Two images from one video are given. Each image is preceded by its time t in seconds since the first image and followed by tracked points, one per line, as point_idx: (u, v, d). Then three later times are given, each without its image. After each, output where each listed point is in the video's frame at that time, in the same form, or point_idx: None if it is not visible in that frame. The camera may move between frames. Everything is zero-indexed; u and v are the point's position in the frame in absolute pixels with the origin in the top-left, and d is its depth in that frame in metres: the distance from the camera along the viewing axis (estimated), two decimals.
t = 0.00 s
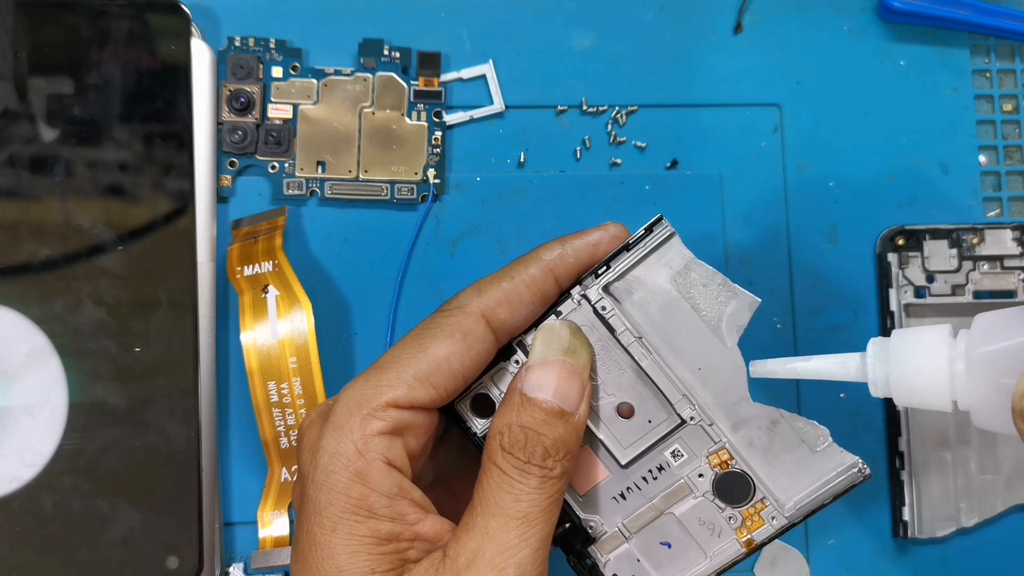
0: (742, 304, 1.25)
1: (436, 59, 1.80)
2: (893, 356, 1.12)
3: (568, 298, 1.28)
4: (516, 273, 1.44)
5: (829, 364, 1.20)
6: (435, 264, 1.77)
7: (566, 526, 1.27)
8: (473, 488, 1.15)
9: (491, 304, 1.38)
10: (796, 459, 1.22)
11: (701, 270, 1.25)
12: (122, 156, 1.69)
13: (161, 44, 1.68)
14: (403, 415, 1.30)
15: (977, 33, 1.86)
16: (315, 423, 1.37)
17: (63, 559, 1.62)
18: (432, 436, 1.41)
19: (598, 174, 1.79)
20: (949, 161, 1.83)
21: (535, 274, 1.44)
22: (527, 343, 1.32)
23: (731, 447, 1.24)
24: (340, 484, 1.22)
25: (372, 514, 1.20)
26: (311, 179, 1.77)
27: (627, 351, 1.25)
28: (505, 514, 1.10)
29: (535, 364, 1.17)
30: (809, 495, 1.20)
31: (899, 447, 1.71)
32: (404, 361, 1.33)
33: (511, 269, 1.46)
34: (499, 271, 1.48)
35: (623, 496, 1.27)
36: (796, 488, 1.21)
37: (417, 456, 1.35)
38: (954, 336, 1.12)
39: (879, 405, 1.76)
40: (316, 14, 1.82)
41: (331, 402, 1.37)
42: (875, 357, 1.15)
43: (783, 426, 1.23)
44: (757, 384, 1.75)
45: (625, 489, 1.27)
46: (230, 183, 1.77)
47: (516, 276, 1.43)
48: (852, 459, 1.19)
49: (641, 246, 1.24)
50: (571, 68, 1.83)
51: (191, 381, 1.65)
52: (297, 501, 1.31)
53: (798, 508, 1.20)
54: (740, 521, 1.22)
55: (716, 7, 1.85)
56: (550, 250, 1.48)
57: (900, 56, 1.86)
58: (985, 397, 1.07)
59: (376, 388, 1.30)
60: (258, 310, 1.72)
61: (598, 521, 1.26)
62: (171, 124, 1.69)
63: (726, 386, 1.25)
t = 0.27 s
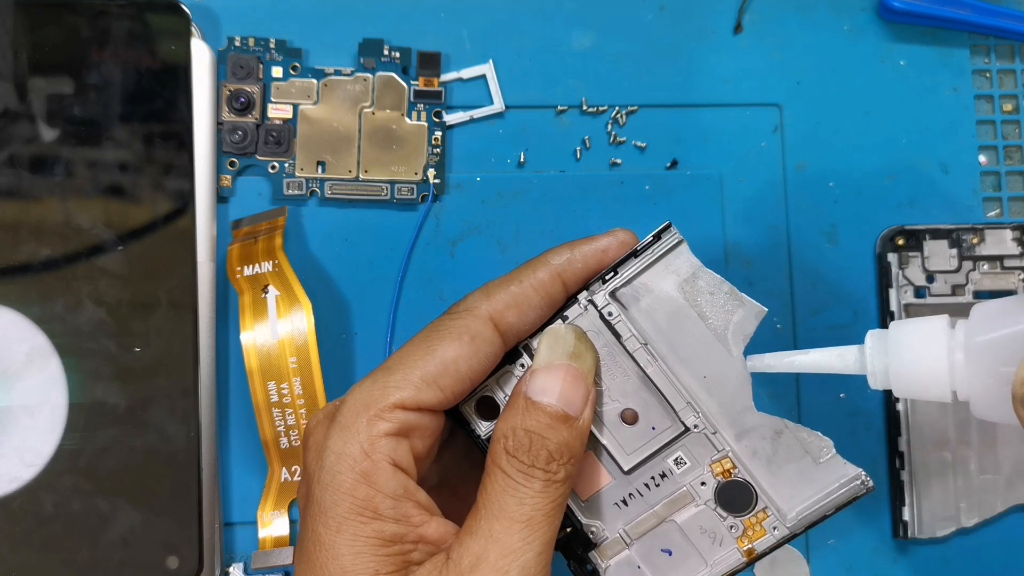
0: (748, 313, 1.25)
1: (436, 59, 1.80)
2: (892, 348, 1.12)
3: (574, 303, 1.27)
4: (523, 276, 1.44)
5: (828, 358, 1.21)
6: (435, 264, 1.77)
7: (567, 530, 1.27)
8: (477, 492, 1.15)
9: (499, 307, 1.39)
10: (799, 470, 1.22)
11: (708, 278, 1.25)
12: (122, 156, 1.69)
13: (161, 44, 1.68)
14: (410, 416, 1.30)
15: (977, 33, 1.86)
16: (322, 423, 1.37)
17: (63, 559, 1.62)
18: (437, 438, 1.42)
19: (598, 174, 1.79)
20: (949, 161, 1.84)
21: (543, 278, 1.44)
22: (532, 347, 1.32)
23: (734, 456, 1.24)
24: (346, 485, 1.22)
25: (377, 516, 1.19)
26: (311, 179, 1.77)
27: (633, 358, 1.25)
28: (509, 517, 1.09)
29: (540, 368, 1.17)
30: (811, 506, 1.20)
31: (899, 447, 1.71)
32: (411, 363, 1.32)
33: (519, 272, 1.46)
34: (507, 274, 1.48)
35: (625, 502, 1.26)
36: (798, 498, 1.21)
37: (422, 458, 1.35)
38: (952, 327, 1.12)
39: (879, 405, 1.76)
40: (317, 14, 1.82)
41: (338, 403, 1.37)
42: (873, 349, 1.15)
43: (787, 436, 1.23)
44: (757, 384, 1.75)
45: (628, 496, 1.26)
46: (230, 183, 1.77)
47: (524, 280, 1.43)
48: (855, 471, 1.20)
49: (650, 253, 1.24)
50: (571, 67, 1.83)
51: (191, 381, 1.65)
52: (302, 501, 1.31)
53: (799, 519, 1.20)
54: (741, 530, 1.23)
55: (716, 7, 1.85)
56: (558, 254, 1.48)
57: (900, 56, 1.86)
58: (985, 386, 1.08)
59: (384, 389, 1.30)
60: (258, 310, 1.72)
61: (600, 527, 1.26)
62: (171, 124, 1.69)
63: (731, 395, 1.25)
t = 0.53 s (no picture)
0: (748, 322, 1.25)
1: (436, 59, 1.80)
2: (887, 351, 1.12)
3: (574, 305, 1.28)
4: (523, 278, 1.44)
5: (822, 362, 1.22)
6: (434, 264, 1.77)
7: (560, 532, 1.27)
8: (474, 493, 1.15)
9: (498, 309, 1.39)
10: (792, 480, 1.22)
11: (709, 286, 1.25)
12: (122, 156, 1.69)
13: (161, 44, 1.68)
14: (408, 418, 1.29)
15: (977, 33, 1.86)
16: (320, 425, 1.38)
17: (63, 559, 1.62)
18: (436, 441, 1.41)
19: (598, 174, 1.79)
20: (949, 161, 1.83)
21: (542, 280, 1.44)
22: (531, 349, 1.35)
23: (728, 464, 1.24)
24: (344, 486, 1.22)
25: (375, 517, 1.20)
26: (311, 179, 1.77)
27: (630, 363, 1.25)
28: (506, 518, 1.10)
29: (536, 368, 1.17)
30: (802, 516, 1.20)
31: (899, 447, 1.71)
32: (409, 365, 1.32)
33: (519, 274, 1.46)
34: (506, 277, 1.48)
35: (618, 506, 1.26)
36: (790, 508, 1.21)
37: (421, 459, 1.35)
38: (947, 330, 1.12)
39: (879, 405, 1.76)
40: (317, 14, 1.82)
41: (336, 404, 1.37)
42: (869, 352, 1.16)
43: (781, 446, 1.23)
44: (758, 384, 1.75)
45: (621, 500, 1.26)
46: (230, 183, 1.77)
47: (523, 282, 1.43)
48: (847, 484, 1.20)
49: (651, 259, 1.25)
50: (571, 67, 1.83)
51: (191, 381, 1.65)
52: (301, 502, 1.31)
53: (791, 529, 1.20)
54: (733, 539, 1.23)
55: (716, 7, 1.85)
56: (558, 257, 1.48)
57: (900, 56, 1.86)
58: (980, 388, 1.07)
59: (383, 390, 1.30)
60: (258, 310, 1.72)
61: (592, 530, 1.26)
62: (171, 124, 1.69)
63: (728, 402, 1.25)
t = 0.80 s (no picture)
0: (746, 317, 1.25)
1: (436, 59, 1.80)
2: (892, 366, 1.12)
3: (573, 301, 1.28)
4: (522, 274, 1.44)
5: (827, 378, 1.20)
6: (434, 264, 1.77)
7: (560, 529, 1.27)
8: (473, 489, 1.15)
9: (497, 305, 1.39)
10: (793, 474, 1.23)
11: (708, 280, 1.25)
12: (122, 157, 1.69)
13: (161, 44, 1.68)
14: (408, 414, 1.30)
15: (977, 33, 1.86)
16: (319, 422, 1.37)
17: (63, 559, 1.62)
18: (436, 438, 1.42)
19: (598, 174, 1.79)
20: (949, 161, 1.83)
21: (541, 277, 1.44)
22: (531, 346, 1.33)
23: (729, 458, 1.24)
24: (344, 483, 1.22)
25: (376, 514, 1.20)
26: (311, 179, 1.77)
27: (629, 358, 1.25)
28: (507, 514, 1.10)
29: (535, 364, 1.16)
30: (803, 511, 1.20)
31: (899, 447, 1.71)
32: (409, 361, 1.32)
33: (517, 270, 1.46)
34: (505, 273, 1.48)
35: (618, 502, 1.26)
36: (790, 502, 1.22)
37: (421, 455, 1.35)
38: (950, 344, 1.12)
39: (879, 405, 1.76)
40: (317, 14, 1.82)
41: (335, 401, 1.37)
42: (872, 367, 1.15)
43: (782, 440, 1.24)
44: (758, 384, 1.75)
45: (621, 495, 1.26)
46: (230, 183, 1.77)
47: (522, 278, 1.43)
48: (848, 476, 1.20)
49: (650, 254, 1.25)
50: (571, 67, 1.83)
51: (191, 381, 1.65)
52: (301, 500, 1.31)
53: (792, 523, 1.20)
54: (733, 533, 1.23)
55: (716, 7, 1.85)
56: (557, 253, 1.47)
57: (900, 56, 1.86)
58: (985, 403, 1.08)
59: (382, 387, 1.30)
60: (258, 310, 1.72)
61: (592, 526, 1.26)
62: (171, 124, 1.69)
63: (727, 397, 1.25)
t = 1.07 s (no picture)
0: (741, 309, 1.25)
1: (436, 59, 1.80)
2: (888, 373, 1.12)
3: (567, 296, 1.28)
4: (515, 269, 1.44)
5: (823, 385, 1.21)
6: (434, 264, 1.77)
7: (557, 524, 1.27)
8: (470, 485, 1.15)
9: (490, 301, 1.39)
10: (790, 465, 1.23)
11: (702, 272, 1.24)
12: (122, 157, 1.69)
13: (161, 44, 1.68)
14: (402, 412, 1.30)
15: (977, 33, 1.86)
16: (314, 421, 1.37)
17: (63, 559, 1.62)
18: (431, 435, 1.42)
19: (598, 174, 1.79)
20: (949, 161, 1.83)
21: (535, 272, 1.44)
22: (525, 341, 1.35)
23: (725, 451, 1.24)
24: (339, 481, 1.22)
25: (372, 512, 1.20)
26: (311, 179, 1.77)
27: (624, 352, 1.25)
28: (503, 510, 1.10)
29: (530, 360, 1.16)
30: (800, 502, 1.20)
31: (899, 447, 1.71)
32: (403, 359, 1.32)
33: (511, 266, 1.45)
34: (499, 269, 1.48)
35: (615, 496, 1.27)
36: (788, 494, 1.22)
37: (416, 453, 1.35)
38: (946, 349, 1.12)
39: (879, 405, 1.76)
40: (317, 14, 1.82)
41: (330, 400, 1.37)
42: (868, 374, 1.15)
43: (778, 432, 1.24)
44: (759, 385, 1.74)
45: (618, 489, 1.27)
46: (230, 183, 1.77)
47: (516, 274, 1.43)
48: (845, 467, 1.19)
49: (643, 248, 1.24)
50: (571, 67, 1.83)
51: (191, 381, 1.65)
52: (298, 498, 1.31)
53: (790, 514, 1.20)
54: (731, 525, 1.23)
55: (716, 7, 1.85)
56: (550, 248, 1.48)
57: (900, 56, 1.86)
58: (981, 409, 1.07)
59: (376, 385, 1.30)
60: (258, 310, 1.72)
61: (590, 520, 1.26)
62: (171, 124, 1.69)
63: (723, 390, 1.25)
